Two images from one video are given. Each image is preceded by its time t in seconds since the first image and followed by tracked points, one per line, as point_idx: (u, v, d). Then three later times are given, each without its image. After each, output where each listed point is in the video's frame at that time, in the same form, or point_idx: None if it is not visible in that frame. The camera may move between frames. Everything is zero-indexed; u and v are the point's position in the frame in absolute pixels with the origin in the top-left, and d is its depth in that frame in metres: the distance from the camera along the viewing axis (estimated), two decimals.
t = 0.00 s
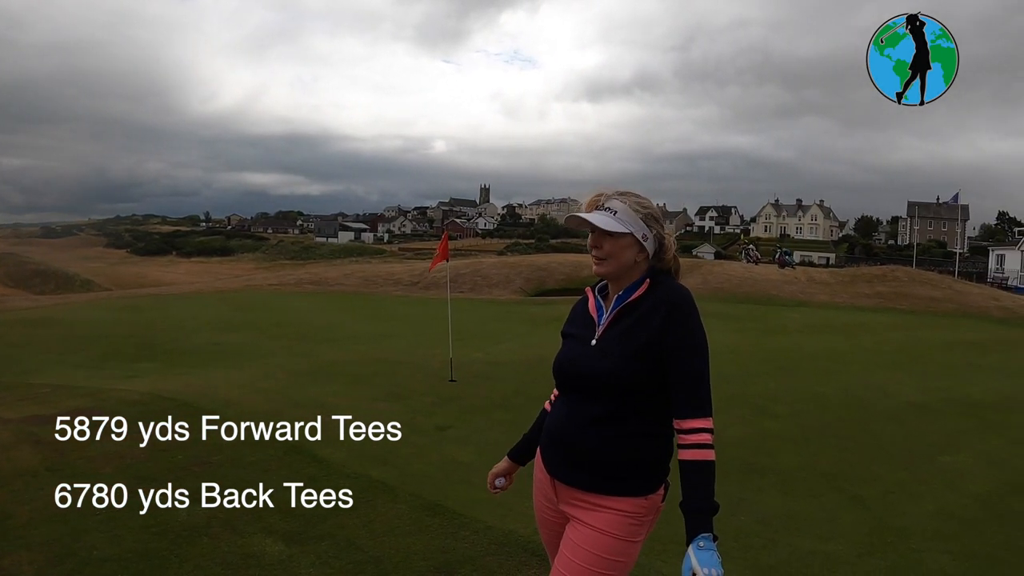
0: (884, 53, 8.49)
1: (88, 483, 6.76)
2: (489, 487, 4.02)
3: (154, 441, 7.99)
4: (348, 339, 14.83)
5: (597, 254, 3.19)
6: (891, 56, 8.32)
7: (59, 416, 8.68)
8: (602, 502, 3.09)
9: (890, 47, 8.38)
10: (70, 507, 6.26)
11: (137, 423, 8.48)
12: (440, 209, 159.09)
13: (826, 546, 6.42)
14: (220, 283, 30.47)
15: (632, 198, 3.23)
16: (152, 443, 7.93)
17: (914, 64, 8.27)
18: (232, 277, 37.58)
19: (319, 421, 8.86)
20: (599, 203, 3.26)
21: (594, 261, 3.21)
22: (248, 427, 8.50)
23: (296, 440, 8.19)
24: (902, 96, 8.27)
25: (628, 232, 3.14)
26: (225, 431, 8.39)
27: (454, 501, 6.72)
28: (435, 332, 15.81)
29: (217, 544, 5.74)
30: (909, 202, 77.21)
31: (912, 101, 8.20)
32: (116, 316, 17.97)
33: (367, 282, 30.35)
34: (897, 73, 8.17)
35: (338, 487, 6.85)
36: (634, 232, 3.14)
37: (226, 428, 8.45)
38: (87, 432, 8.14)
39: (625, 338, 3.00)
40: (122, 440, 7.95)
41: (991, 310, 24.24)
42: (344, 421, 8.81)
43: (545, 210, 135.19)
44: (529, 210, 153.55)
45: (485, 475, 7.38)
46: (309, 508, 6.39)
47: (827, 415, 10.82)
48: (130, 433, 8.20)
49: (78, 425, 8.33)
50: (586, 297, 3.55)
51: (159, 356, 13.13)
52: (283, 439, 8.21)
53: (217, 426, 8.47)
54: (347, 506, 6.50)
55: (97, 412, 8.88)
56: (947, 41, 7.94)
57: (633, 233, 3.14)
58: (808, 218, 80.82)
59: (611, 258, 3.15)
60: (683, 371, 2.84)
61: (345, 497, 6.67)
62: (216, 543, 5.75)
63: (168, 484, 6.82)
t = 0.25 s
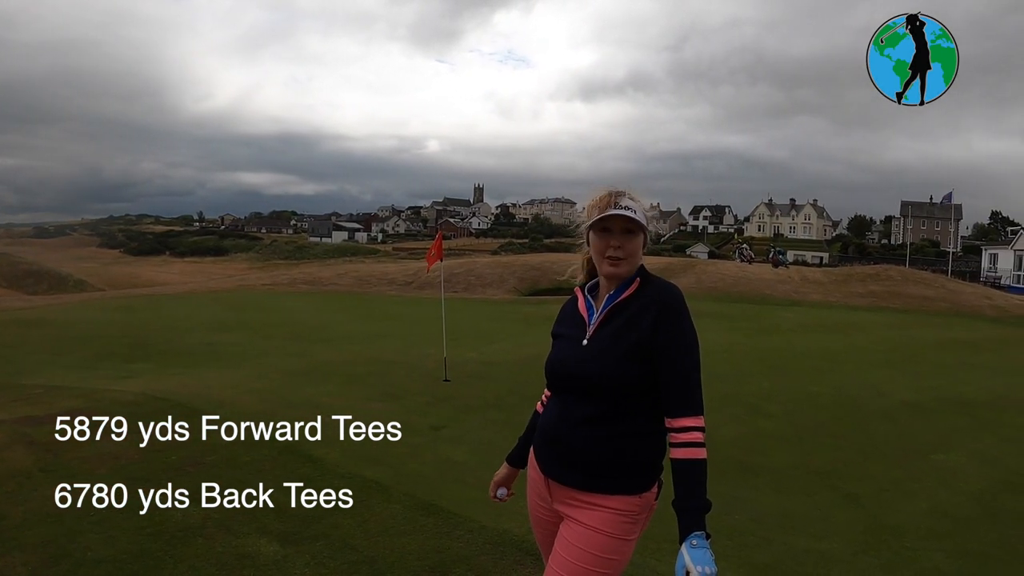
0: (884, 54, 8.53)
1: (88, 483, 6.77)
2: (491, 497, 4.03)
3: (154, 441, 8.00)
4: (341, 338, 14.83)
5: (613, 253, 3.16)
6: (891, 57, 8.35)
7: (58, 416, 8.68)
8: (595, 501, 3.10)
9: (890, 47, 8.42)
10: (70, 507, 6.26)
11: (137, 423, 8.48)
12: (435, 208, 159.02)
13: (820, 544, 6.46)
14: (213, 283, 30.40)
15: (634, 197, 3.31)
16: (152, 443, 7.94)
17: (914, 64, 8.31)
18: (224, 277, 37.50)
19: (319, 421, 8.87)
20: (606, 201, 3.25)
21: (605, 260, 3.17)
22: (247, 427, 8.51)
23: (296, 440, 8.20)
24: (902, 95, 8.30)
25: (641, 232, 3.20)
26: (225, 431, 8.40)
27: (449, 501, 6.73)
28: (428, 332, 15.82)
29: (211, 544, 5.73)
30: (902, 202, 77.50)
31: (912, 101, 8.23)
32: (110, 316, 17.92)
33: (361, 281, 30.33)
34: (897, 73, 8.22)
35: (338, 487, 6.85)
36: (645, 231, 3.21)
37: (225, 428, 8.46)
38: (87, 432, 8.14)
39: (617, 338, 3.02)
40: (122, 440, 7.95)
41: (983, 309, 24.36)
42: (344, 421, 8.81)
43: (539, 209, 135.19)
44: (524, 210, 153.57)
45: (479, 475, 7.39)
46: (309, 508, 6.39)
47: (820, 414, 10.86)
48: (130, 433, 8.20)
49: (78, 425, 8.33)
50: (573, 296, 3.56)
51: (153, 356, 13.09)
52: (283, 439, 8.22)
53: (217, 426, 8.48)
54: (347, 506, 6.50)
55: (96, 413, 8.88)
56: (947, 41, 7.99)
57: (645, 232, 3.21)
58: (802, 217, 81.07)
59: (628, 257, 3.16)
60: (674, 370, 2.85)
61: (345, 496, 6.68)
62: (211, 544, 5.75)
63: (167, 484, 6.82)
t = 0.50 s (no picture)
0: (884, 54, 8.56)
1: (88, 483, 6.77)
2: (493, 497, 4.05)
3: (154, 441, 8.01)
4: (337, 338, 14.82)
5: (605, 251, 3.17)
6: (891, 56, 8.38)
7: (58, 416, 8.68)
8: (589, 500, 3.11)
9: (890, 47, 8.44)
10: (70, 507, 6.27)
11: (137, 423, 8.49)
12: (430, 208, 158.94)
13: (814, 542, 6.48)
14: (208, 283, 30.35)
15: (622, 194, 3.35)
16: (152, 443, 7.94)
17: (914, 64, 8.34)
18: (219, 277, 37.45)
19: (319, 421, 8.88)
20: (596, 200, 3.28)
21: (598, 259, 3.18)
22: (248, 427, 8.51)
23: (296, 440, 8.21)
24: (902, 95, 8.33)
25: (632, 228, 3.23)
26: (225, 431, 8.41)
27: (445, 500, 6.73)
28: (423, 331, 15.82)
29: (208, 545, 5.72)
30: (896, 201, 77.73)
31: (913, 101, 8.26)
32: (105, 316, 17.89)
33: (356, 281, 30.31)
34: (897, 73, 8.25)
35: (338, 487, 6.86)
36: (635, 227, 3.24)
37: (226, 428, 8.46)
38: (87, 432, 8.15)
39: (607, 336, 3.03)
40: (122, 440, 7.96)
41: (977, 308, 24.45)
42: (344, 421, 8.81)
43: (534, 209, 135.19)
44: (518, 209, 153.54)
45: (475, 475, 7.40)
46: (309, 508, 6.40)
47: (815, 413, 10.90)
48: (130, 433, 8.20)
49: (78, 424, 8.33)
50: (565, 296, 3.58)
51: (147, 357, 13.04)
52: (283, 439, 8.22)
53: (217, 426, 8.49)
54: (347, 506, 6.51)
55: (96, 413, 8.88)
56: (947, 41, 8.02)
57: (635, 228, 3.23)
58: (797, 216, 81.26)
59: (620, 255, 3.17)
60: (664, 367, 2.86)
61: (345, 496, 6.68)
62: (206, 544, 5.74)
63: (168, 484, 6.83)
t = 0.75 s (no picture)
0: (884, 54, 8.59)
1: (87, 483, 6.76)
2: (481, 493, 4.04)
3: (154, 441, 8.01)
4: (332, 338, 14.82)
5: (596, 250, 3.19)
6: (891, 57, 8.42)
7: (59, 416, 8.67)
8: (584, 498, 3.12)
9: (890, 47, 8.48)
10: (70, 507, 6.26)
11: (137, 423, 8.49)
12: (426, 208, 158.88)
13: (809, 540, 6.51)
14: (202, 283, 30.29)
15: (614, 193, 3.37)
16: (152, 443, 7.94)
17: (914, 64, 8.38)
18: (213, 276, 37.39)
19: (319, 421, 8.88)
20: (587, 199, 3.30)
21: (590, 258, 3.19)
22: (248, 427, 8.51)
23: (296, 440, 8.21)
24: (903, 95, 8.37)
25: (624, 226, 3.24)
26: (225, 431, 8.41)
27: (440, 500, 6.73)
28: (418, 331, 15.82)
29: (204, 545, 5.72)
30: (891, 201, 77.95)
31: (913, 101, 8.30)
32: (100, 316, 17.84)
33: (351, 281, 30.29)
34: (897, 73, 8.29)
35: (338, 487, 6.86)
36: (627, 225, 3.26)
37: (226, 428, 8.46)
38: (87, 432, 8.14)
39: (599, 335, 3.05)
40: (122, 440, 7.96)
41: (972, 307, 24.55)
42: (343, 421, 8.81)
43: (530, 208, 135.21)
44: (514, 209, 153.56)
45: (471, 474, 7.40)
46: (310, 508, 6.40)
47: (810, 412, 10.92)
48: (130, 433, 8.20)
49: (78, 424, 8.33)
50: (559, 295, 3.59)
51: (141, 357, 13.00)
52: (284, 439, 8.23)
53: (217, 426, 8.48)
54: (348, 506, 6.51)
55: (95, 413, 8.87)
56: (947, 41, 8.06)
57: (626, 226, 3.25)
58: (792, 216, 81.44)
59: (611, 253, 3.19)
60: (656, 365, 2.87)
61: (345, 496, 6.68)
62: (202, 545, 5.73)
63: (168, 484, 6.83)
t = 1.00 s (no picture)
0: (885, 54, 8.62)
1: (88, 483, 6.76)
2: (474, 491, 4.03)
3: (154, 441, 8.00)
4: (328, 337, 14.81)
5: (588, 250, 3.20)
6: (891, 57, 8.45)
7: (59, 416, 8.67)
8: (580, 497, 3.12)
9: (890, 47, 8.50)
10: (70, 507, 6.26)
11: (137, 423, 8.48)
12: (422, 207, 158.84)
13: (805, 539, 6.53)
14: (198, 283, 30.25)
15: (607, 194, 3.37)
16: (152, 443, 7.94)
17: (914, 64, 8.40)
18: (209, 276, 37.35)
19: (319, 421, 8.87)
20: (580, 199, 3.31)
21: (581, 258, 3.20)
22: (247, 427, 8.51)
23: (297, 440, 8.21)
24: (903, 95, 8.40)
25: (616, 226, 3.25)
26: (225, 431, 8.40)
27: (437, 500, 6.73)
28: (415, 330, 15.82)
29: (201, 546, 5.71)
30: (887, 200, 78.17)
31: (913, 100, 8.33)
32: (96, 316, 17.82)
33: (347, 280, 30.28)
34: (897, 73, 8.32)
35: (338, 487, 6.86)
36: (619, 225, 3.26)
37: (226, 428, 8.46)
38: (87, 432, 8.14)
39: (594, 335, 3.05)
40: (122, 440, 7.95)
41: (967, 306, 24.64)
42: (343, 421, 8.81)
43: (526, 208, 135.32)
44: (510, 208, 153.60)
45: (467, 474, 7.40)
46: (310, 508, 6.39)
47: (807, 410, 10.95)
48: (130, 433, 8.20)
49: (78, 424, 8.33)
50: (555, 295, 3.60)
51: (137, 357, 12.97)
52: (284, 439, 8.22)
53: (217, 426, 8.48)
54: (348, 506, 6.51)
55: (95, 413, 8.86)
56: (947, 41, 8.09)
57: (619, 226, 3.25)
58: (788, 215, 81.62)
59: (603, 254, 3.19)
60: (652, 365, 2.88)
61: (345, 496, 6.68)
62: (199, 545, 5.73)
63: (168, 484, 6.82)
